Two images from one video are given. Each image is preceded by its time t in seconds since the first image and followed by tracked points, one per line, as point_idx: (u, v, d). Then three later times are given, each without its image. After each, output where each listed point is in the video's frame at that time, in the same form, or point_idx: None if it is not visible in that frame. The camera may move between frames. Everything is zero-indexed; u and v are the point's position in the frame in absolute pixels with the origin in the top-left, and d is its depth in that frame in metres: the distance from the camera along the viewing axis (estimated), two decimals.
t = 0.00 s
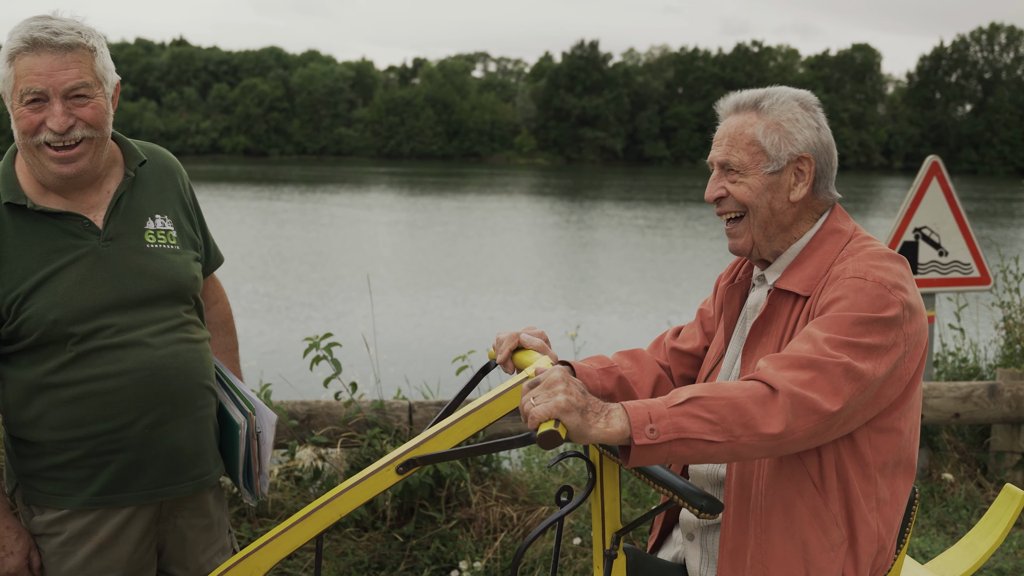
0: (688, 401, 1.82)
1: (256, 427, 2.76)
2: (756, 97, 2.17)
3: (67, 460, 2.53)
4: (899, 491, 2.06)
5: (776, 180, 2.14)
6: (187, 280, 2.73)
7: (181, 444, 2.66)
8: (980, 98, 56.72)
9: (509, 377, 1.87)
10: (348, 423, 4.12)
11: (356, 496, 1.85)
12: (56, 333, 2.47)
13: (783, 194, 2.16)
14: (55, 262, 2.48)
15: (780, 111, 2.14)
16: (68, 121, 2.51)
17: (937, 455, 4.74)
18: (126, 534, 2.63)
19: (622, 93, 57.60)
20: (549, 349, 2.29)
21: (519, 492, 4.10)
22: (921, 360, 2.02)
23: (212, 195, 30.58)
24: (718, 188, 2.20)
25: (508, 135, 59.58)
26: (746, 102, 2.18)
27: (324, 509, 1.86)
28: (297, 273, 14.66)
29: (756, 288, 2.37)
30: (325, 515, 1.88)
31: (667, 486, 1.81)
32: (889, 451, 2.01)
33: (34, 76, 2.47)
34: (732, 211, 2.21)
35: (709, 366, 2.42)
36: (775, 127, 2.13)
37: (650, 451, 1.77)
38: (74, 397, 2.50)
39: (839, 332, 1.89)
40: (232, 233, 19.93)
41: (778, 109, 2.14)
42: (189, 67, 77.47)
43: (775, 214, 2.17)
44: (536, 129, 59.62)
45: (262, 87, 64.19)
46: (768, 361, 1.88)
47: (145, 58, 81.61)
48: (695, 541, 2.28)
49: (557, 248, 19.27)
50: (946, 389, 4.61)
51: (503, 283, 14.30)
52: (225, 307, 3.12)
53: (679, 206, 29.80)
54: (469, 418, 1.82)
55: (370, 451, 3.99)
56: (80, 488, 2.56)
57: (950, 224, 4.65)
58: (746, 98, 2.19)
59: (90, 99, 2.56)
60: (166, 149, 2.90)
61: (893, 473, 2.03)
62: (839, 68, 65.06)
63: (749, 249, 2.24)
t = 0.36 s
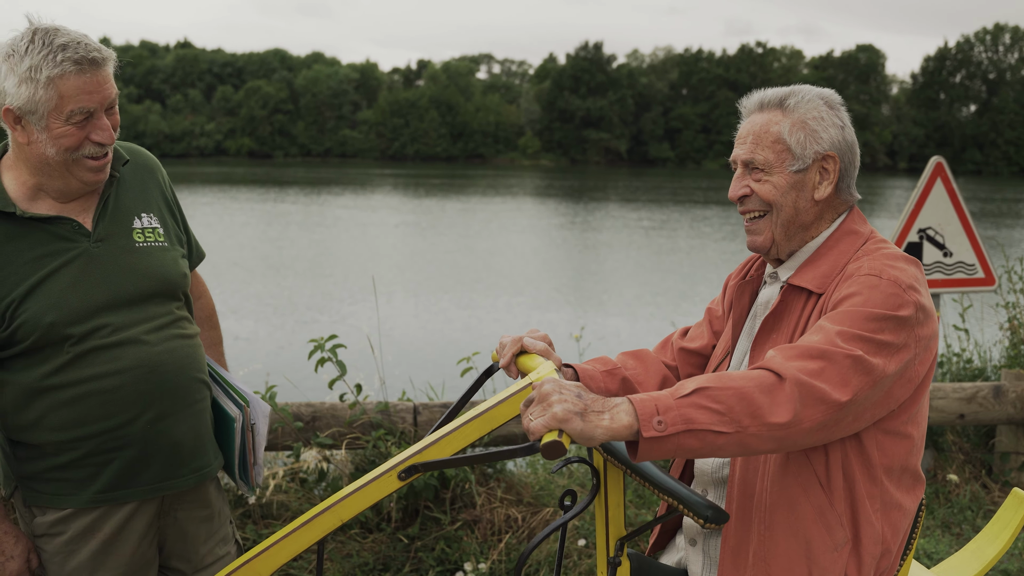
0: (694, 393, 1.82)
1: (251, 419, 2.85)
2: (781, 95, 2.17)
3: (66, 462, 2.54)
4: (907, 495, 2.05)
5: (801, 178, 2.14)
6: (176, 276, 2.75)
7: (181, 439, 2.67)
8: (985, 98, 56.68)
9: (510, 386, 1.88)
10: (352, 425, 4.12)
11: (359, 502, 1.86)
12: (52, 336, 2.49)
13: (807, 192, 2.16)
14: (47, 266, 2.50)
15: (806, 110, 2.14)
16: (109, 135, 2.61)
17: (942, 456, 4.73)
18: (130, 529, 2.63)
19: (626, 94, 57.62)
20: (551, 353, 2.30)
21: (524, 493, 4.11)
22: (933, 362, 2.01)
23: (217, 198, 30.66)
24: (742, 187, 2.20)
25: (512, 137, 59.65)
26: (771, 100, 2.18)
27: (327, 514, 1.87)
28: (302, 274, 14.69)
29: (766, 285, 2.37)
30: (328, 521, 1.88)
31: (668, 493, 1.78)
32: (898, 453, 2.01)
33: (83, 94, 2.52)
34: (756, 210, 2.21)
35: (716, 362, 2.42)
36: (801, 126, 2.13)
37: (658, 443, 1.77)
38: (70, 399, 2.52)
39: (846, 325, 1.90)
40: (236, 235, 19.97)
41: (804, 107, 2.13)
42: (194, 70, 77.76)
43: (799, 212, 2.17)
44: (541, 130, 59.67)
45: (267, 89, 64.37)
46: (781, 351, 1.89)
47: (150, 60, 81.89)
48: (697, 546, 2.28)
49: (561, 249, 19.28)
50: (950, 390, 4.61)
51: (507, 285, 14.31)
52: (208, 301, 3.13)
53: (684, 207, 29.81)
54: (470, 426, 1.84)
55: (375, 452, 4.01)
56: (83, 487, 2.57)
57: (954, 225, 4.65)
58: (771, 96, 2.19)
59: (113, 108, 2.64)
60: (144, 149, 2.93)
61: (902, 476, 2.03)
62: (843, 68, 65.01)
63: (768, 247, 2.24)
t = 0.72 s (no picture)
0: (708, 408, 1.82)
1: (265, 435, 2.80)
2: (780, 101, 2.17)
3: (84, 460, 2.55)
4: (916, 500, 2.06)
5: (808, 183, 2.15)
6: (209, 285, 2.79)
7: (200, 450, 2.70)
8: (991, 103, 56.65)
9: (525, 392, 1.86)
10: (359, 429, 4.15)
11: (368, 511, 1.87)
12: (82, 331, 2.51)
13: (815, 197, 2.17)
14: (84, 262, 2.52)
15: (806, 114, 2.14)
16: (155, 133, 2.65)
17: (949, 461, 4.71)
18: (139, 535, 2.64)
19: (632, 99, 57.62)
20: (563, 360, 2.31)
21: (530, 498, 4.12)
22: (940, 368, 2.02)
23: (224, 202, 30.75)
24: (750, 197, 2.21)
25: (518, 141, 59.76)
26: (771, 107, 2.19)
27: (336, 523, 1.89)
28: (308, 279, 14.73)
29: (773, 290, 2.38)
30: (337, 530, 1.90)
31: (679, 501, 1.79)
32: (908, 455, 2.02)
33: (129, 92, 2.56)
34: (764, 218, 2.22)
35: (724, 369, 2.43)
36: (804, 130, 2.14)
37: (674, 461, 1.77)
38: (97, 397, 2.54)
39: (850, 330, 1.91)
40: (243, 238, 20.04)
41: (804, 112, 2.14)
42: (200, 74, 78.06)
43: (808, 217, 2.18)
44: (547, 135, 59.72)
45: (273, 93, 64.56)
46: (793, 361, 1.89)
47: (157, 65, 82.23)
48: (706, 552, 2.31)
49: (567, 253, 19.31)
50: (957, 395, 4.61)
51: (514, 289, 14.33)
52: (235, 313, 3.18)
53: (690, 212, 29.82)
54: (482, 435, 1.84)
55: (381, 457, 3.99)
56: (97, 488, 2.58)
57: (961, 230, 4.64)
58: (771, 103, 2.20)
59: (157, 109, 2.69)
60: (184, 159, 2.97)
61: (911, 479, 2.04)
62: (850, 73, 64.99)
63: (776, 253, 2.24)
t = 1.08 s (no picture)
0: (716, 406, 1.82)
1: (271, 446, 2.79)
2: (786, 100, 2.18)
3: (89, 452, 2.57)
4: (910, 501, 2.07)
5: (809, 182, 2.16)
6: (230, 293, 2.78)
7: (202, 452, 2.69)
8: (995, 107, 56.65)
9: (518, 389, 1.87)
10: (362, 433, 4.17)
11: (366, 506, 1.88)
12: (100, 322, 2.53)
13: (815, 196, 2.18)
14: (109, 256, 2.55)
15: (812, 114, 2.16)
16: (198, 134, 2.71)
17: (951, 465, 4.71)
18: (135, 530, 2.63)
19: (636, 103, 57.69)
20: (559, 360, 2.32)
21: (534, 501, 4.12)
22: (936, 369, 2.02)
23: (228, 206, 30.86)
24: (751, 192, 2.22)
25: (522, 145, 59.85)
26: (776, 106, 2.20)
27: (335, 518, 1.90)
28: (312, 282, 14.78)
29: (773, 289, 2.38)
30: (337, 524, 1.91)
31: (669, 493, 1.69)
32: (905, 456, 2.02)
33: (176, 92, 2.63)
34: (762, 216, 2.23)
35: (721, 368, 2.44)
36: (807, 129, 2.15)
37: (674, 448, 1.79)
38: (107, 391, 2.55)
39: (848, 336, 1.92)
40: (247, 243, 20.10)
41: (809, 112, 2.16)
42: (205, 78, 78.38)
43: (808, 214, 2.19)
44: (551, 139, 59.78)
45: (278, 97, 64.77)
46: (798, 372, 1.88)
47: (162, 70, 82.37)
48: (702, 549, 2.32)
49: (571, 258, 19.33)
50: (960, 398, 4.60)
51: (518, 293, 14.35)
52: (259, 325, 3.16)
53: (693, 216, 29.85)
54: (478, 429, 1.84)
55: (384, 460, 4.01)
56: (99, 481, 2.59)
57: (964, 233, 4.64)
58: (776, 102, 2.21)
59: (201, 111, 2.74)
60: (223, 168, 2.99)
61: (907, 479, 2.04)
62: (853, 77, 65.03)
63: (776, 250, 2.24)
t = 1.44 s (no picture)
0: (762, 388, 1.82)
1: (255, 446, 2.77)
2: (786, 104, 2.24)
3: (68, 467, 2.51)
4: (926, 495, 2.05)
5: (812, 177, 2.18)
6: (201, 294, 2.71)
7: (184, 459, 2.63)
8: (997, 109, 56.62)
9: (525, 391, 1.88)
10: (365, 436, 4.15)
11: (372, 509, 1.89)
12: (70, 333, 2.47)
13: (818, 191, 2.19)
14: (76, 264, 2.49)
15: (812, 115, 2.20)
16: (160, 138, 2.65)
17: (954, 467, 4.71)
18: (121, 542, 2.58)
19: (637, 106, 57.70)
20: (563, 362, 2.33)
21: (536, 504, 4.13)
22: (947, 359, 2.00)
23: (230, 209, 30.89)
24: (755, 190, 2.23)
25: (524, 148, 59.88)
26: (777, 110, 2.26)
27: (340, 522, 1.91)
28: (314, 285, 14.79)
29: (777, 291, 2.38)
30: (343, 528, 1.91)
31: (673, 494, 1.66)
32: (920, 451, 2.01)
33: (137, 95, 2.58)
34: (768, 212, 2.22)
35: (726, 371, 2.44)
36: (809, 128, 2.20)
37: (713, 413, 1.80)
38: (81, 402, 2.49)
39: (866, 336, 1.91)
40: (249, 246, 20.12)
41: (810, 112, 2.20)
42: (207, 82, 78.60)
43: (811, 211, 2.19)
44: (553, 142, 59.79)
45: (279, 101, 64.84)
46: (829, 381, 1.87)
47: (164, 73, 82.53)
48: (711, 549, 2.32)
49: (573, 260, 19.32)
50: (963, 401, 4.60)
51: (520, 296, 14.34)
52: (231, 326, 3.09)
53: (696, 219, 29.84)
54: (485, 432, 1.83)
55: (387, 463, 4.03)
56: (79, 495, 2.53)
57: (967, 236, 4.64)
58: (776, 107, 2.27)
59: (163, 113, 2.69)
60: (186, 168, 2.92)
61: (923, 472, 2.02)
62: (855, 80, 65.02)
63: (784, 246, 2.23)
